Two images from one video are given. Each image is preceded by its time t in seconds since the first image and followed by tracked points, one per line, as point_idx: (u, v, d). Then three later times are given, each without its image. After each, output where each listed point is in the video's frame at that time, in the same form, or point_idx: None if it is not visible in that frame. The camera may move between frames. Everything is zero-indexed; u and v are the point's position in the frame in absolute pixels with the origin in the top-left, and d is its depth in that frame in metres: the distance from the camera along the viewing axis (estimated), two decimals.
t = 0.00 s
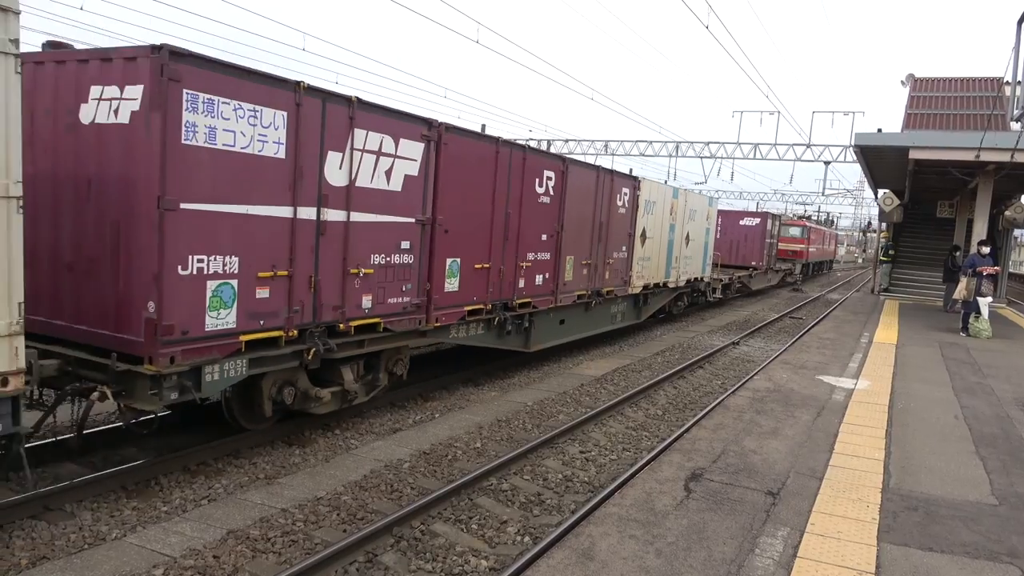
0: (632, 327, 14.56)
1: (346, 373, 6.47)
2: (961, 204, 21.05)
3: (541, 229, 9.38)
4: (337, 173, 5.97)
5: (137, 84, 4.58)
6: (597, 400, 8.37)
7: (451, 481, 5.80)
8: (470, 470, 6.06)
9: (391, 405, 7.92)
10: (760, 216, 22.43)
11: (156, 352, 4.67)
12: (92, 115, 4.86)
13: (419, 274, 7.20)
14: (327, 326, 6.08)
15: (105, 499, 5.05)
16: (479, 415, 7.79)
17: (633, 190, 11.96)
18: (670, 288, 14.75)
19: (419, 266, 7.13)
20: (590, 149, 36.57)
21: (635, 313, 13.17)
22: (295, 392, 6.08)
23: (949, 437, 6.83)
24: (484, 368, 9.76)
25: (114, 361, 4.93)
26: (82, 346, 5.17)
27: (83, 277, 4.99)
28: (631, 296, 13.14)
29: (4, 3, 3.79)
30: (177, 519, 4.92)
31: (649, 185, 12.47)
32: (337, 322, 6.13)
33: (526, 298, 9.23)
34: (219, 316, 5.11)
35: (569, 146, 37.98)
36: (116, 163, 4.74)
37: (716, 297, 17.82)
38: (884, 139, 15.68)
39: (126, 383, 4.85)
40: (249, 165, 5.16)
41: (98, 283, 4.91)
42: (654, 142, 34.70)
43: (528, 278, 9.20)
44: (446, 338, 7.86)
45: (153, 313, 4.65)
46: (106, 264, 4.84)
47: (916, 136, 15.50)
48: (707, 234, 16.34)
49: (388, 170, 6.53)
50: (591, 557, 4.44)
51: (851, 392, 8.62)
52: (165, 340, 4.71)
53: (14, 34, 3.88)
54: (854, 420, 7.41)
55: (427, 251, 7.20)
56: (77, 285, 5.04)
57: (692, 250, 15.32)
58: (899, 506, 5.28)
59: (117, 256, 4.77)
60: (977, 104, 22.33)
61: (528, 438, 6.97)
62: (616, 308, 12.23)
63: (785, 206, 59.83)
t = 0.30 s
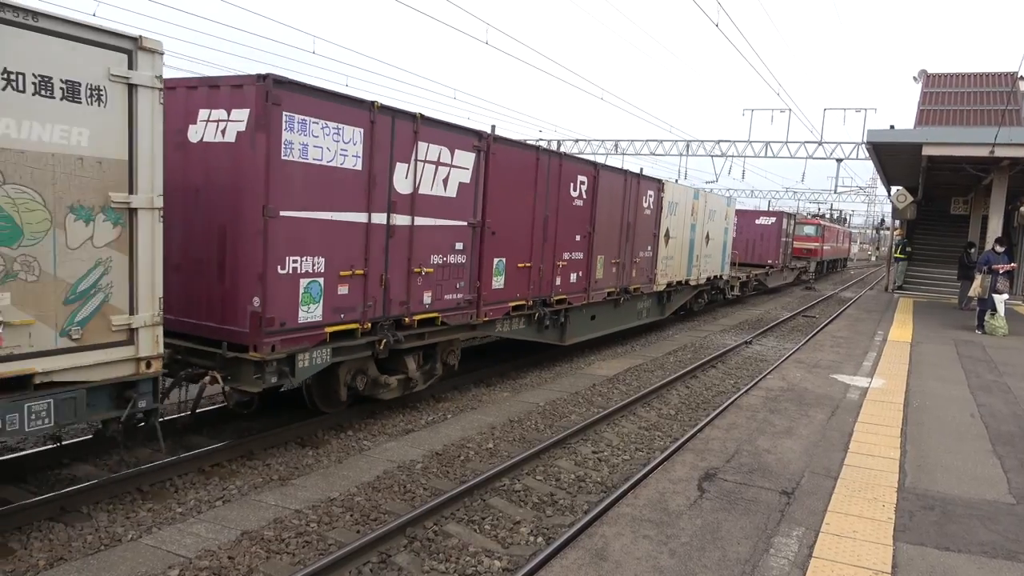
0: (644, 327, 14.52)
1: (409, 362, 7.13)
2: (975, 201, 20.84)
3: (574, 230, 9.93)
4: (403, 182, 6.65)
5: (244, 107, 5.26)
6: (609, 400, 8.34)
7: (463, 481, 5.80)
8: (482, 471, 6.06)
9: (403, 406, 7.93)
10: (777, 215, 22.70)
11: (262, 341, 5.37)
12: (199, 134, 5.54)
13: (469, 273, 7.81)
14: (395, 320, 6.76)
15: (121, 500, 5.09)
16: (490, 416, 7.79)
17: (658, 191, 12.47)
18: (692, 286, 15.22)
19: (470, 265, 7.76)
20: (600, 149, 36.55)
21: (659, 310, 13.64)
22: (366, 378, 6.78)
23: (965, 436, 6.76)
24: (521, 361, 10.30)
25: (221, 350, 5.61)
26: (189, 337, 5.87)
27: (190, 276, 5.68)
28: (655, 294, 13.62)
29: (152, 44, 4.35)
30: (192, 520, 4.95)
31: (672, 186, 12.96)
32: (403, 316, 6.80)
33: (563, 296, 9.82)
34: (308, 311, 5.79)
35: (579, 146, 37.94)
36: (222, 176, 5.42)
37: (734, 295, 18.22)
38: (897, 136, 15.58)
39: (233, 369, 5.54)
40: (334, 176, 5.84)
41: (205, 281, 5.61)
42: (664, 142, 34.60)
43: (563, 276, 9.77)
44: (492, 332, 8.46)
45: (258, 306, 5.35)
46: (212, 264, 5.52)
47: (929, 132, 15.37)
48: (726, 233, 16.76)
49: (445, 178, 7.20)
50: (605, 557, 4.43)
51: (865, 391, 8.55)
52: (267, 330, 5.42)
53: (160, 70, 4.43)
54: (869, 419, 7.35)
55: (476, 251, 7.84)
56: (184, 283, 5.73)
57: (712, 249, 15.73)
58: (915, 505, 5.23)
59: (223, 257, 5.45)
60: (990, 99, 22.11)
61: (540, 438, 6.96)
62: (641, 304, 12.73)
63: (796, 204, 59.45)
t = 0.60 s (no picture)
0: (655, 328, 14.48)
1: (464, 353, 7.82)
2: (990, 200, 20.65)
3: (608, 232, 10.55)
4: (459, 189, 7.36)
5: (329, 125, 5.98)
6: (620, 400, 8.33)
7: (475, 482, 5.81)
8: (494, 472, 6.07)
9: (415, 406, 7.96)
10: (790, 215, 23.22)
11: (345, 331, 6.08)
12: (288, 148, 6.26)
13: (514, 271, 8.48)
14: (452, 314, 7.50)
15: (135, 501, 5.13)
16: (502, 416, 7.81)
17: (680, 194, 13.09)
18: (712, 285, 15.85)
19: (516, 264, 8.43)
20: (610, 150, 36.44)
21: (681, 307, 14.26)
22: (428, 366, 7.48)
23: (980, 436, 6.71)
24: (557, 354, 10.98)
25: (309, 339, 6.35)
26: (278, 328, 6.60)
27: (280, 274, 6.42)
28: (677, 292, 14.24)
29: (265, 73, 5.03)
30: (206, 520, 4.98)
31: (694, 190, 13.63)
32: (460, 310, 7.51)
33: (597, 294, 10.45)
34: (381, 305, 6.51)
35: (589, 146, 37.96)
36: (311, 187, 6.14)
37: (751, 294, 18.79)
38: (909, 135, 15.48)
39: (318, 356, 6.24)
40: (403, 185, 6.57)
41: (293, 279, 6.34)
42: (674, 141, 34.51)
43: (597, 275, 10.37)
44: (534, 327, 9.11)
45: (342, 301, 6.06)
46: (300, 264, 6.26)
47: (942, 131, 15.26)
48: (744, 234, 17.36)
49: (495, 185, 7.92)
50: (617, 558, 4.43)
51: (879, 391, 8.50)
52: (350, 322, 6.12)
53: (271, 96, 5.10)
54: (883, 420, 7.31)
55: (521, 252, 8.51)
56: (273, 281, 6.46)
57: (730, 249, 16.33)
58: (930, 506, 5.20)
59: (310, 257, 6.17)
60: (1004, 97, 21.91)
61: (552, 438, 6.97)
62: (665, 301, 13.36)
63: (807, 204, 59.11)
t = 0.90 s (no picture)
0: (664, 328, 14.43)
1: (511, 344, 8.42)
2: (1002, 198, 20.47)
3: (639, 232, 11.11)
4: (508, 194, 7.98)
5: (399, 137, 6.61)
6: (630, 400, 8.31)
7: (484, 482, 5.81)
8: (503, 472, 6.07)
9: (425, 407, 7.96)
10: (804, 214, 23.54)
11: (413, 323, 6.71)
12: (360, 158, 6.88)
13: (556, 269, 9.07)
14: (502, 309, 8.10)
15: (147, 501, 5.16)
16: (511, 416, 7.81)
17: (703, 196, 13.64)
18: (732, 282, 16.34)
19: (557, 263, 9.01)
20: (618, 149, 36.32)
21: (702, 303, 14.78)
22: (479, 357, 8.10)
23: (993, 436, 6.65)
24: (588, 346, 11.56)
25: (379, 331, 6.96)
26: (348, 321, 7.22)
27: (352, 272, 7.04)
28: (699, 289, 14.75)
29: (353, 94, 5.62)
30: (217, 520, 5.00)
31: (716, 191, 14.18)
32: (509, 305, 8.13)
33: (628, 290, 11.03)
34: (442, 301, 7.13)
35: (598, 146, 37.97)
36: (382, 193, 6.76)
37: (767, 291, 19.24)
38: (921, 133, 15.38)
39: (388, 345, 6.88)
40: (462, 190, 7.19)
41: (364, 277, 6.95)
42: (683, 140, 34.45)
43: (629, 273, 10.93)
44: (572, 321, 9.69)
45: (411, 296, 6.69)
46: (370, 262, 6.89)
47: (954, 129, 15.16)
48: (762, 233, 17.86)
49: (541, 189, 8.51)
50: (627, 559, 4.42)
51: (891, 391, 8.44)
52: (417, 315, 6.74)
53: (357, 114, 5.70)
54: (894, 419, 7.26)
55: (562, 251, 9.09)
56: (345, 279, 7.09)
57: (749, 248, 16.83)
58: (943, 507, 5.16)
59: (381, 257, 6.77)
60: (1017, 94, 21.73)
61: (562, 439, 6.96)
62: (688, 298, 13.88)
63: (817, 202, 58.81)
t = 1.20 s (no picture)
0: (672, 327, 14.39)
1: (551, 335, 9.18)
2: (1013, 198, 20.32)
3: (662, 232, 11.88)
4: (550, 198, 8.74)
5: (458, 147, 7.43)
6: (638, 400, 8.30)
7: (492, 481, 5.82)
8: (511, 471, 6.07)
9: (432, 406, 7.97)
10: (817, 214, 23.76)
11: (469, 315, 7.46)
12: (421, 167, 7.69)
13: (590, 267, 9.81)
14: (544, 303, 8.85)
15: (156, 499, 5.19)
16: (519, 416, 7.81)
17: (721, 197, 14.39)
18: (746, 280, 17.06)
19: (591, 260, 9.75)
20: (626, 148, 36.12)
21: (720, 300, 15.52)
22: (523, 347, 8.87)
23: (1004, 437, 6.61)
24: (616, 340, 12.32)
25: (438, 321, 7.73)
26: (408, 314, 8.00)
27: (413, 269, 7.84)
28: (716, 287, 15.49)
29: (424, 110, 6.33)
30: (226, 518, 5.02)
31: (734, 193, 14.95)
32: (548, 299, 8.84)
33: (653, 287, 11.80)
34: (493, 294, 7.89)
35: (606, 146, 37.91)
36: (442, 197, 7.57)
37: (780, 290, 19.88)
38: (931, 132, 15.27)
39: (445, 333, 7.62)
40: (511, 195, 7.96)
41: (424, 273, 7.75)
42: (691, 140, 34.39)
43: (654, 270, 11.68)
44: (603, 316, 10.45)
45: (467, 290, 7.45)
46: (430, 259, 7.71)
47: (965, 128, 15.06)
48: (775, 234, 18.59)
49: (577, 193, 9.27)
50: (635, 559, 4.41)
51: (901, 391, 8.39)
52: (473, 307, 7.50)
53: (428, 128, 6.43)
54: (904, 420, 7.22)
55: (596, 250, 9.82)
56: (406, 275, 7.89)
57: (762, 248, 17.54)
58: (953, 507, 5.12)
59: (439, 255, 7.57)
60: None
61: (570, 438, 6.95)
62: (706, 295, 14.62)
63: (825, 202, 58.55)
